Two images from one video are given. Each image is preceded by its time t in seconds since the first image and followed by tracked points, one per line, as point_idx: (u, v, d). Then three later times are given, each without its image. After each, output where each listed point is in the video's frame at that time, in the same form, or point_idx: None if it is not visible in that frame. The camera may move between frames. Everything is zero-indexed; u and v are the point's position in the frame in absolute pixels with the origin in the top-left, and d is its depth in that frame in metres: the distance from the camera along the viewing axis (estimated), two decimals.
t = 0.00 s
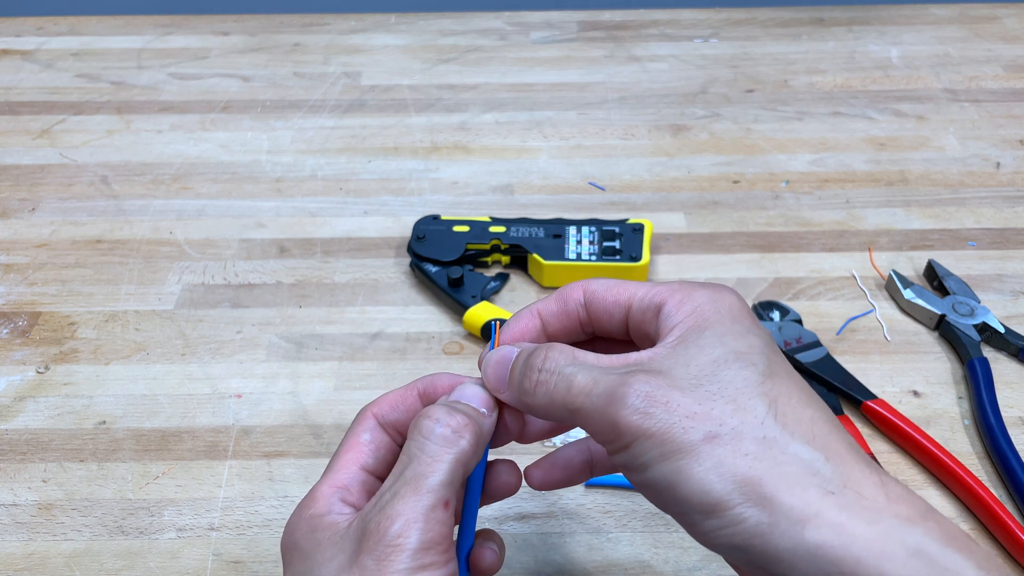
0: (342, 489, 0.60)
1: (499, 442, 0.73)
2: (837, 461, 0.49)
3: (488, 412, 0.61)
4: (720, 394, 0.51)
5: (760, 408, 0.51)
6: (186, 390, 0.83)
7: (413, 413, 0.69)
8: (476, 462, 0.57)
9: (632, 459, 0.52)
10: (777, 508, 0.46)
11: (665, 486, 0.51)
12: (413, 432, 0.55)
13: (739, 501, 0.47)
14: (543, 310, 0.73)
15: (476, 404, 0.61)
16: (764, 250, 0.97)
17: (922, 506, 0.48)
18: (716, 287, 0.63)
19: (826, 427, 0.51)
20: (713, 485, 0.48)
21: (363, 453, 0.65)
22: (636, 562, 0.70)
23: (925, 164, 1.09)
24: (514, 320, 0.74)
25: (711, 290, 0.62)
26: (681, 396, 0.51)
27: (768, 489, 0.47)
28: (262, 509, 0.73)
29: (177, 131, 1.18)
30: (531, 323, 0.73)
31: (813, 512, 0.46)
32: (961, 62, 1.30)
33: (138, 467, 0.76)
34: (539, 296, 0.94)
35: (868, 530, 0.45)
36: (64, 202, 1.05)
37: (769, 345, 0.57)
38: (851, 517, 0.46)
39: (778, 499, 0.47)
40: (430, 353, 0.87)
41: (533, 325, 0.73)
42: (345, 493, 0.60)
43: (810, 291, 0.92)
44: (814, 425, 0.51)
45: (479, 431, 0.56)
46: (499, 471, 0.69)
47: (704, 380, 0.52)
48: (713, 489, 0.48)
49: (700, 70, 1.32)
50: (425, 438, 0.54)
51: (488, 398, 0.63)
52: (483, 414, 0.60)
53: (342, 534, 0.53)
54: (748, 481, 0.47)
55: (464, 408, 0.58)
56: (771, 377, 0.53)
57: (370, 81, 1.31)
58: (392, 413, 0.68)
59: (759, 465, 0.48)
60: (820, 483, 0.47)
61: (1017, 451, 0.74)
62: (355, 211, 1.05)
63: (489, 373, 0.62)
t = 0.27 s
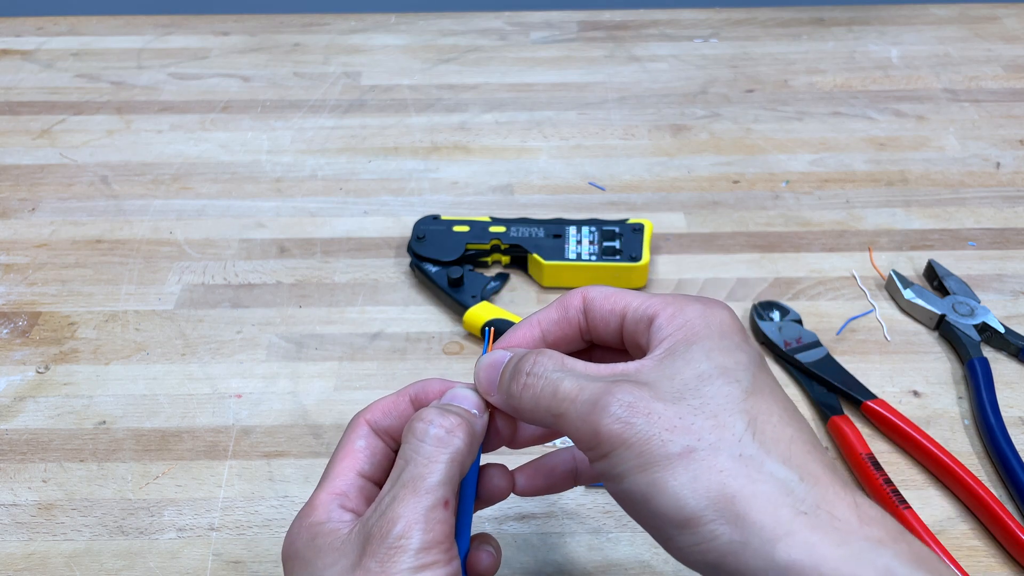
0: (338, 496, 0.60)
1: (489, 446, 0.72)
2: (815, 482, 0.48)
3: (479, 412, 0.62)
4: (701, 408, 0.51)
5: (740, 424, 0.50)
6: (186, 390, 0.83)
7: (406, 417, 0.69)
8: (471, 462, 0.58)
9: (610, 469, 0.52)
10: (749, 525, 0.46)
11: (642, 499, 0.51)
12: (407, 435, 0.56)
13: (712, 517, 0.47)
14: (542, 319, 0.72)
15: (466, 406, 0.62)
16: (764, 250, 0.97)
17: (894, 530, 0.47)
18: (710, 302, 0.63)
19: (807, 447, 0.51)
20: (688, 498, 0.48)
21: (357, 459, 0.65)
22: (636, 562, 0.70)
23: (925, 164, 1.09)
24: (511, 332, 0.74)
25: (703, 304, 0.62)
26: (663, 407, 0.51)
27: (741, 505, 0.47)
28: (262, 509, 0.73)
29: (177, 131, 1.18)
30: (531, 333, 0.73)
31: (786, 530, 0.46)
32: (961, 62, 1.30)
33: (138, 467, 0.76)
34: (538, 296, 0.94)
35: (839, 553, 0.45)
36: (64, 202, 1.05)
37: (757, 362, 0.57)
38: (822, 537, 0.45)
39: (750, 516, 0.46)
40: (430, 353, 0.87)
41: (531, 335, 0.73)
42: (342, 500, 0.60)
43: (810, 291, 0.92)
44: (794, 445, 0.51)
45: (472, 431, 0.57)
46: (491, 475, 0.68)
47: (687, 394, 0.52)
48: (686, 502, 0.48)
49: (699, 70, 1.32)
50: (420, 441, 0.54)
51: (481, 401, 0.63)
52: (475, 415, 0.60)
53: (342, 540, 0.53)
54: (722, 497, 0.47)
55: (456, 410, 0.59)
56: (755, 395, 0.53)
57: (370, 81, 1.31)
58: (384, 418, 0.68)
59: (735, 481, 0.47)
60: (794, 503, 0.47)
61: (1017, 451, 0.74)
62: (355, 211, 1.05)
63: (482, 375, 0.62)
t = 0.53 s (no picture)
0: (336, 500, 0.60)
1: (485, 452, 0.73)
2: (811, 482, 0.48)
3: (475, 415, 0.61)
4: (697, 408, 0.51)
5: (735, 424, 0.50)
6: (186, 390, 0.83)
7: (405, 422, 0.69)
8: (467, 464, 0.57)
9: (606, 468, 0.52)
10: (745, 524, 0.46)
11: (637, 499, 0.50)
12: (403, 437, 0.56)
13: (708, 516, 0.47)
14: (538, 322, 0.73)
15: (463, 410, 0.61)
16: (764, 250, 0.97)
17: (890, 530, 0.47)
18: (706, 302, 0.63)
19: (804, 447, 0.51)
20: (683, 497, 0.48)
21: (355, 462, 0.65)
22: (636, 562, 0.70)
23: (925, 164, 1.09)
24: (508, 334, 0.74)
25: (699, 305, 0.62)
26: (658, 407, 0.51)
27: (737, 504, 0.47)
28: (262, 508, 0.73)
29: (177, 131, 1.18)
30: (527, 336, 0.73)
31: (782, 530, 0.46)
32: (961, 62, 1.30)
33: (138, 467, 0.76)
34: (538, 296, 0.94)
35: (835, 552, 0.45)
36: (64, 202, 1.05)
37: (753, 363, 0.57)
38: (818, 537, 0.45)
39: (746, 516, 0.46)
40: (430, 353, 0.87)
41: (529, 338, 0.73)
42: (339, 504, 0.60)
43: (810, 291, 0.92)
44: (790, 444, 0.50)
45: (468, 433, 0.57)
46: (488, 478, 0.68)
47: (683, 394, 0.52)
48: (682, 501, 0.48)
49: (699, 70, 1.32)
50: (416, 443, 0.54)
51: (477, 406, 0.63)
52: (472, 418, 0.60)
53: (340, 542, 0.53)
54: (718, 495, 0.47)
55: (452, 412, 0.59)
56: (750, 395, 0.53)
57: (370, 81, 1.31)
58: (383, 423, 0.68)
59: (730, 480, 0.47)
60: (790, 502, 0.47)
61: (1016, 450, 0.74)
62: (355, 211, 1.05)
63: (482, 378, 0.62)
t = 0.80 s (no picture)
0: (330, 504, 0.61)
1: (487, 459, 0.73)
2: (819, 463, 0.49)
3: (473, 424, 0.60)
4: (702, 396, 0.51)
5: (742, 409, 0.51)
6: (186, 390, 0.83)
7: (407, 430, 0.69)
8: (455, 475, 0.57)
9: (615, 459, 0.52)
10: (758, 508, 0.46)
11: (648, 488, 0.50)
12: (391, 447, 0.55)
13: (721, 502, 0.47)
14: (536, 323, 0.72)
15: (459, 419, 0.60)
16: (764, 250, 0.97)
17: (899, 509, 0.48)
18: (702, 296, 0.63)
19: (809, 429, 0.51)
20: (696, 484, 0.48)
21: (355, 468, 0.65)
22: (636, 562, 0.70)
23: (924, 164, 1.09)
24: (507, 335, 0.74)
25: (696, 297, 0.62)
26: (664, 395, 0.51)
27: (749, 489, 0.47)
28: (262, 508, 0.73)
29: (177, 131, 1.18)
30: (525, 337, 0.73)
31: (795, 511, 0.46)
32: (961, 62, 1.30)
33: (138, 467, 0.76)
34: (538, 296, 0.94)
35: (847, 531, 0.45)
36: (64, 202, 1.05)
37: (752, 350, 0.57)
38: (831, 517, 0.46)
39: (758, 500, 0.47)
40: (430, 353, 0.87)
41: (528, 339, 0.73)
42: (332, 509, 0.60)
43: (810, 291, 0.92)
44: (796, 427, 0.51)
45: (454, 444, 0.56)
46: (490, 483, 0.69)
47: (687, 382, 0.52)
48: (695, 489, 0.48)
49: (700, 70, 1.32)
50: (401, 454, 0.54)
51: (477, 414, 0.61)
52: (466, 428, 0.59)
53: (325, 553, 0.54)
54: (730, 480, 0.47)
55: (441, 421, 0.58)
56: (754, 380, 0.53)
57: (370, 81, 1.31)
58: (388, 430, 0.68)
59: (741, 465, 0.48)
60: (800, 484, 0.47)
61: (1016, 450, 0.74)
62: (355, 211, 1.05)
63: (487, 381, 0.63)
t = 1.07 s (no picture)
0: (336, 506, 0.61)
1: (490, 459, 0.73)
2: (825, 461, 0.49)
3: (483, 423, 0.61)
4: (708, 396, 0.51)
5: (747, 409, 0.50)
6: (186, 390, 0.83)
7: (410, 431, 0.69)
8: (470, 478, 0.57)
9: (621, 459, 0.52)
10: (764, 507, 0.47)
11: (654, 489, 0.50)
12: (408, 451, 0.56)
13: (726, 501, 0.47)
14: (543, 323, 0.73)
15: (471, 416, 0.61)
16: (764, 250, 0.97)
17: (906, 507, 0.48)
18: (708, 295, 0.63)
19: (814, 428, 0.51)
20: (701, 484, 0.48)
21: (359, 469, 0.65)
22: (636, 562, 0.70)
23: (924, 164, 1.09)
24: (515, 336, 0.74)
25: (701, 297, 0.62)
26: (670, 396, 0.51)
27: (755, 489, 0.47)
28: (262, 508, 0.73)
29: (177, 131, 1.18)
30: (532, 336, 0.73)
31: (801, 511, 0.46)
32: (961, 62, 1.30)
33: (138, 467, 0.76)
34: (538, 296, 0.94)
35: (852, 528, 0.45)
36: (64, 202, 1.05)
37: (758, 349, 0.57)
38: (836, 516, 0.46)
39: (764, 499, 0.47)
40: (430, 353, 0.87)
41: (535, 339, 0.73)
42: (338, 510, 0.60)
43: (810, 291, 0.92)
44: (801, 425, 0.51)
45: (471, 448, 0.57)
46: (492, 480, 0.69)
47: (693, 382, 0.52)
48: (700, 489, 0.48)
49: (699, 70, 1.32)
50: (420, 456, 0.54)
51: (486, 410, 0.63)
52: (478, 427, 0.60)
53: (339, 553, 0.53)
54: (735, 480, 0.47)
55: (455, 423, 0.59)
56: (759, 379, 0.53)
57: (370, 81, 1.31)
58: (391, 431, 0.68)
59: (746, 465, 0.48)
60: (805, 482, 0.47)
61: (1016, 450, 0.74)
62: (355, 211, 1.05)
63: (493, 379, 0.63)
